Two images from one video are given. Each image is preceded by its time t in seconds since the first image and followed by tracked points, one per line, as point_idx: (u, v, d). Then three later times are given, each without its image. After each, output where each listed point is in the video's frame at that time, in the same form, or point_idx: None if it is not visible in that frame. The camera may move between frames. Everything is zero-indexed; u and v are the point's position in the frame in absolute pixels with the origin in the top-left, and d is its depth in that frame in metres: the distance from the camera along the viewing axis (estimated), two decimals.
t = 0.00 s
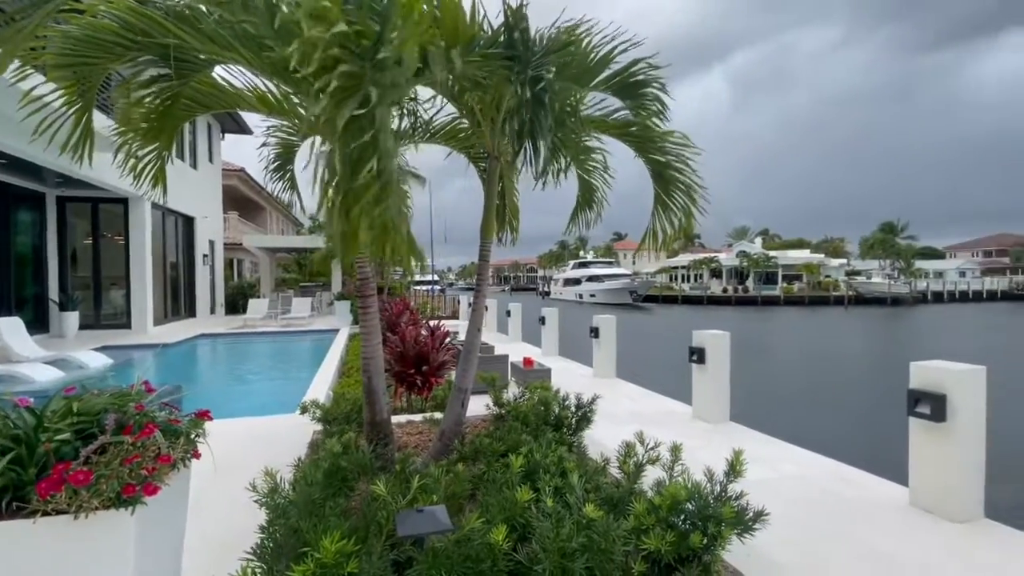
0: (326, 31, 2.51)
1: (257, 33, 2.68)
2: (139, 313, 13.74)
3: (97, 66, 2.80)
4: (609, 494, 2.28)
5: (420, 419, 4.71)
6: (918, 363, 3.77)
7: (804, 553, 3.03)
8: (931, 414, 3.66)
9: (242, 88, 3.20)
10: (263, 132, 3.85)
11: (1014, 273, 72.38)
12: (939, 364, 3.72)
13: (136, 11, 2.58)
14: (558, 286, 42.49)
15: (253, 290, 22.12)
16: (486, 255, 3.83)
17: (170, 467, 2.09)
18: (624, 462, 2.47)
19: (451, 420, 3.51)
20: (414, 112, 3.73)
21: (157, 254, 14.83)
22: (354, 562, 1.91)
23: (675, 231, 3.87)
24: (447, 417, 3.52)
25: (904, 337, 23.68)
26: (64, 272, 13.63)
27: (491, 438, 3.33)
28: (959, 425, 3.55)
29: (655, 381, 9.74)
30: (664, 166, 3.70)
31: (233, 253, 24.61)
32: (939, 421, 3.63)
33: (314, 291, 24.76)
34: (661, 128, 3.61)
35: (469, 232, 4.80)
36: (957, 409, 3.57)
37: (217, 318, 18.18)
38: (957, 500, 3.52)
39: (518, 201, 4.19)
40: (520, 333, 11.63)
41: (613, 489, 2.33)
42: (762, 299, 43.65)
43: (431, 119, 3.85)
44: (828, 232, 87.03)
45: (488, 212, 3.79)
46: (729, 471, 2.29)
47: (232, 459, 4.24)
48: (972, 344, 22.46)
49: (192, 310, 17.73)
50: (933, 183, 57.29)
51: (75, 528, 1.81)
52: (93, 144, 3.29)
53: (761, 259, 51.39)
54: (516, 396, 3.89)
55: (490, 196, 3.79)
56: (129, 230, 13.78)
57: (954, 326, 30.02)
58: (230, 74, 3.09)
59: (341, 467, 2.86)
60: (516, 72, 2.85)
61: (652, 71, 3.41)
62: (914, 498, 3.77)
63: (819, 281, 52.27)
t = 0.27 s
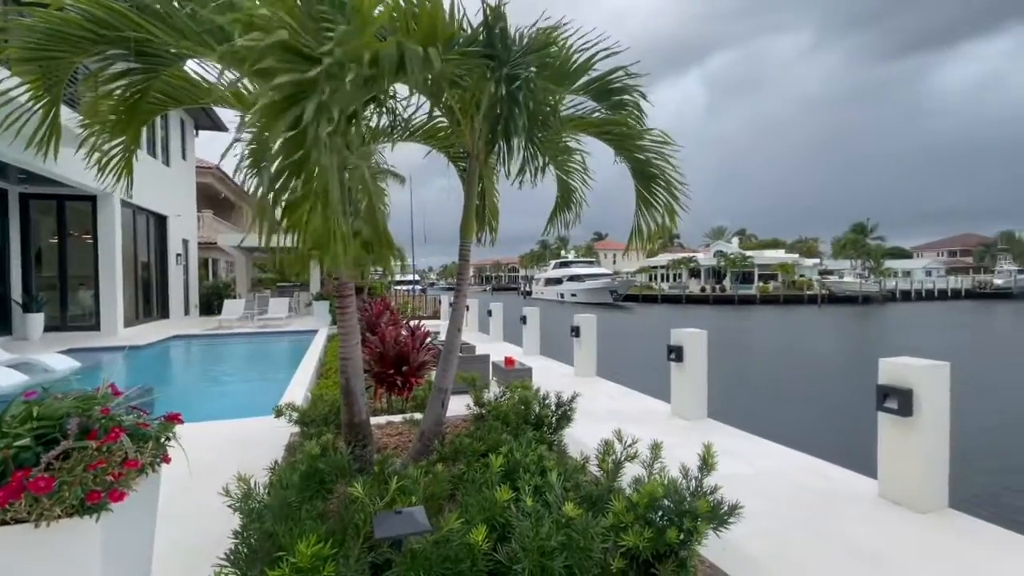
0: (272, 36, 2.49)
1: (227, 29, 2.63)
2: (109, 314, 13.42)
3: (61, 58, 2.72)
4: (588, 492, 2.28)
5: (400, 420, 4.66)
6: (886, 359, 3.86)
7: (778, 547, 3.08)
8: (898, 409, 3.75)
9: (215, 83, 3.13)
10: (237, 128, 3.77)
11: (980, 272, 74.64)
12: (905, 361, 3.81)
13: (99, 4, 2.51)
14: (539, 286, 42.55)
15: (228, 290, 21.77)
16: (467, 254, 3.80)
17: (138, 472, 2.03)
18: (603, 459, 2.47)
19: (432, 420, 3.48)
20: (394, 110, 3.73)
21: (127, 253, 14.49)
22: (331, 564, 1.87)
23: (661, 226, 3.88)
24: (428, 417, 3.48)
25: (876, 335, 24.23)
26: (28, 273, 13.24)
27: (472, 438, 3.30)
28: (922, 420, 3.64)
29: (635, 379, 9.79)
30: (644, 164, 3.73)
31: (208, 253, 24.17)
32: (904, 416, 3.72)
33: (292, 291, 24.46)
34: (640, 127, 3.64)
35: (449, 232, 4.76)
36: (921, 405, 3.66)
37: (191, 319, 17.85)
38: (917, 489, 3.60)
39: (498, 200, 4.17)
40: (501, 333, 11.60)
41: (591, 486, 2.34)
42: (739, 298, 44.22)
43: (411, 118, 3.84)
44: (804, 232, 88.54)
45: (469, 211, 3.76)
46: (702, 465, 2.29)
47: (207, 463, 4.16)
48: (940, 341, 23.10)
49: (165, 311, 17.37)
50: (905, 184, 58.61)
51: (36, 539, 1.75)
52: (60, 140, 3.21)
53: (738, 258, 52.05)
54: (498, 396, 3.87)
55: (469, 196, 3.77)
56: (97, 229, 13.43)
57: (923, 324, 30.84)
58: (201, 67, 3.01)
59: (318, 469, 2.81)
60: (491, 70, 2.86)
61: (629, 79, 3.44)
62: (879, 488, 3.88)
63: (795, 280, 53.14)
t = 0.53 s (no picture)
0: (209, 1, 2.34)
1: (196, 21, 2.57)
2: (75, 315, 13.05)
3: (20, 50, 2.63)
4: (566, 490, 2.27)
5: (378, 421, 4.61)
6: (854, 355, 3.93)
7: (755, 542, 3.10)
8: (867, 404, 3.82)
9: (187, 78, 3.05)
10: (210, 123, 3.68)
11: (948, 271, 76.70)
12: (873, 357, 3.88)
13: None
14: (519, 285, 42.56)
15: (202, 290, 21.37)
16: (445, 253, 3.76)
17: (98, 480, 1.96)
18: (580, 458, 2.47)
19: (410, 421, 3.44)
20: (370, 108, 3.75)
21: (94, 253, 14.11)
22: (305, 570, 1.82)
23: (635, 228, 3.88)
24: (405, 418, 3.44)
25: (848, 333, 24.73)
26: None
27: (450, 438, 3.27)
28: (890, 415, 3.71)
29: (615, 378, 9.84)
30: (621, 164, 3.71)
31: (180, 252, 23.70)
32: (873, 411, 3.80)
33: (268, 291, 24.11)
34: (618, 128, 3.61)
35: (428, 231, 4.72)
36: (890, 400, 3.73)
37: (163, 320, 17.47)
38: (886, 483, 3.67)
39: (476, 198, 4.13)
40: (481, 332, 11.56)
41: (569, 484, 2.33)
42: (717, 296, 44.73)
43: (388, 116, 3.85)
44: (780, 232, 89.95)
45: (446, 211, 3.72)
46: (676, 461, 2.29)
47: (177, 468, 4.06)
48: (909, 339, 23.69)
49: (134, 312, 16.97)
50: (877, 185, 59.88)
51: None
52: (24, 134, 3.12)
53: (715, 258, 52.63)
54: (477, 395, 3.83)
55: (447, 195, 3.73)
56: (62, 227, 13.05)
57: (895, 322, 31.54)
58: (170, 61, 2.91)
59: (292, 472, 2.73)
60: (469, 65, 2.84)
61: (608, 77, 3.41)
62: (848, 481, 3.96)
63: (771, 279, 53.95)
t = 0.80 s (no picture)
0: None
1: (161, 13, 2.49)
2: (40, 316, 12.67)
3: None
4: (545, 490, 2.24)
5: (356, 422, 4.55)
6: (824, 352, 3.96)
7: (731, 538, 3.10)
8: (837, 400, 3.86)
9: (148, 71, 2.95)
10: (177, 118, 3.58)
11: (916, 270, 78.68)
12: (843, 353, 3.92)
13: None
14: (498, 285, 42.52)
15: (173, 290, 20.94)
16: (423, 253, 3.72)
17: (55, 488, 1.90)
18: (559, 456, 2.45)
19: (388, 421, 3.39)
20: (346, 104, 3.76)
21: (58, 253, 13.70)
22: None
23: (606, 232, 3.98)
24: (383, 419, 3.39)
25: (821, 331, 25.18)
26: None
27: (429, 439, 3.23)
28: (859, 410, 3.76)
29: (595, 377, 9.86)
30: (595, 169, 3.75)
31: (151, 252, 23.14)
32: (843, 406, 3.84)
33: (242, 291, 23.70)
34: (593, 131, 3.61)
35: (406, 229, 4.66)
36: (859, 396, 3.78)
37: (132, 322, 17.05)
38: (854, 478, 3.73)
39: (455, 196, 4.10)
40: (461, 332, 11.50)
41: (548, 483, 2.31)
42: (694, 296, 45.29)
43: (364, 113, 3.85)
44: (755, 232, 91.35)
45: (424, 211, 3.68)
46: (653, 459, 2.27)
47: (146, 473, 3.96)
48: (879, 336, 24.26)
49: (102, 313, 16.53)
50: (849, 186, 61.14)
51: None
52: None
53: (692, 258, 53.27)
54: (457, 395, 3.78)
55: (425, 195, 3.68)
56: (24, 226, 12.63)
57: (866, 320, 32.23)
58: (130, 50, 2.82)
59: (266, 475, 2.62)
60: (443, 65, 2.79)
61: (583, 72, 3.37)
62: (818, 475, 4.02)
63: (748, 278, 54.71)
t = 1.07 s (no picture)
0: None
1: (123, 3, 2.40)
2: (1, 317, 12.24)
3: None
4: (523, 489, 2.22)
5: (332, 424, 4.47)
6: (796, 349, 4.00)
7: (707, 534, 3.10)
8: (809, 396, 3.91)
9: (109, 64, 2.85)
10: (147, 112, 3.47)
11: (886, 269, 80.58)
12: (813, 350, 3.97)
13: None
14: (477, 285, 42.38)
15: (142, 290, 20.47)
16: (400, 252, 3.66)
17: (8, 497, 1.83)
18: (537, 454, 2.43)
19: (364, 423, 3.31)
20: (320, 99, 3.61)
21: (21, 251, 13.27)
22: None
23: (575, 237, 3.94)
24: (359, 421, 3.32)
25: (795, 330, 25.59)
26: None
27: (406, 441, 3.17)
28: (830, 406, 3.82)
29: (573, 376, 9.87)
30: (569, 173, 3.67)
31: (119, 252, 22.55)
32: (814, 402, 3.89)
33: (214, 291, 23.25)
34: (569, 135, 3.54)
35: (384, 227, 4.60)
36: (830, 392, 3.83)
37: (99, 323, 16.59)
38: (824, 473, 3.78)
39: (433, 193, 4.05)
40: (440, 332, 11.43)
41: (527, 482, 2.29)
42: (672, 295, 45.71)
43: (341, 109, 3.70)
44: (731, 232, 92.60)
45: (400, 211, 3.61)
46: (631, 457, 2.25)
47: (111, 477, 3.84)
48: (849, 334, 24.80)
49: (68, 314, 16.05)
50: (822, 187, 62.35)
51: None
52: None
53: (670, 258, 53.79)
54: (436, 395, 3.73)
55: (399, 195, 3.60)
56: None
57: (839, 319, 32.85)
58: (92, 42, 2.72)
59: (238, 480, 2.53)
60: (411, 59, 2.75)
61: (558, 76, 3.37)
62: (791, 469, 4.07)
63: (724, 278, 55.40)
